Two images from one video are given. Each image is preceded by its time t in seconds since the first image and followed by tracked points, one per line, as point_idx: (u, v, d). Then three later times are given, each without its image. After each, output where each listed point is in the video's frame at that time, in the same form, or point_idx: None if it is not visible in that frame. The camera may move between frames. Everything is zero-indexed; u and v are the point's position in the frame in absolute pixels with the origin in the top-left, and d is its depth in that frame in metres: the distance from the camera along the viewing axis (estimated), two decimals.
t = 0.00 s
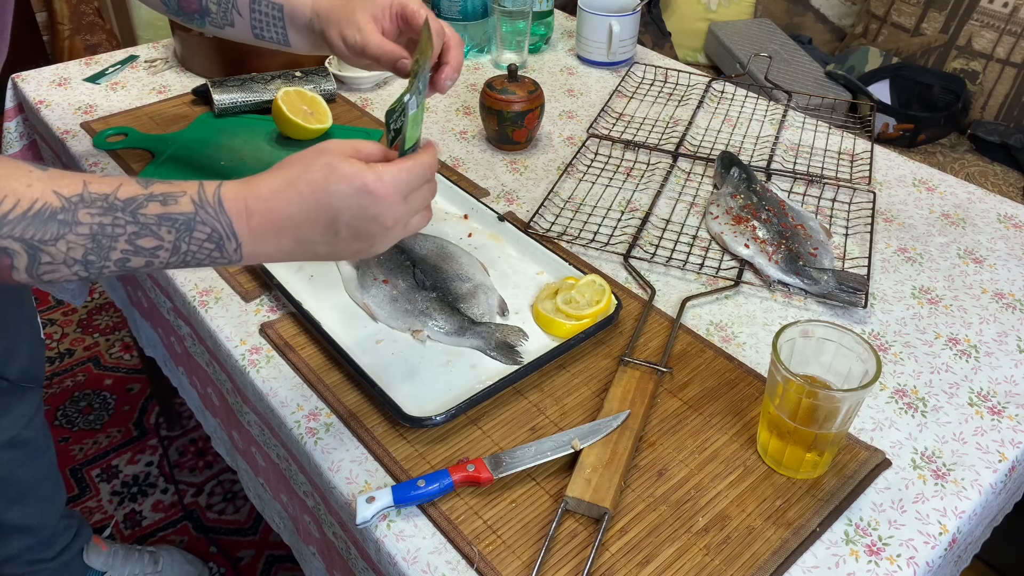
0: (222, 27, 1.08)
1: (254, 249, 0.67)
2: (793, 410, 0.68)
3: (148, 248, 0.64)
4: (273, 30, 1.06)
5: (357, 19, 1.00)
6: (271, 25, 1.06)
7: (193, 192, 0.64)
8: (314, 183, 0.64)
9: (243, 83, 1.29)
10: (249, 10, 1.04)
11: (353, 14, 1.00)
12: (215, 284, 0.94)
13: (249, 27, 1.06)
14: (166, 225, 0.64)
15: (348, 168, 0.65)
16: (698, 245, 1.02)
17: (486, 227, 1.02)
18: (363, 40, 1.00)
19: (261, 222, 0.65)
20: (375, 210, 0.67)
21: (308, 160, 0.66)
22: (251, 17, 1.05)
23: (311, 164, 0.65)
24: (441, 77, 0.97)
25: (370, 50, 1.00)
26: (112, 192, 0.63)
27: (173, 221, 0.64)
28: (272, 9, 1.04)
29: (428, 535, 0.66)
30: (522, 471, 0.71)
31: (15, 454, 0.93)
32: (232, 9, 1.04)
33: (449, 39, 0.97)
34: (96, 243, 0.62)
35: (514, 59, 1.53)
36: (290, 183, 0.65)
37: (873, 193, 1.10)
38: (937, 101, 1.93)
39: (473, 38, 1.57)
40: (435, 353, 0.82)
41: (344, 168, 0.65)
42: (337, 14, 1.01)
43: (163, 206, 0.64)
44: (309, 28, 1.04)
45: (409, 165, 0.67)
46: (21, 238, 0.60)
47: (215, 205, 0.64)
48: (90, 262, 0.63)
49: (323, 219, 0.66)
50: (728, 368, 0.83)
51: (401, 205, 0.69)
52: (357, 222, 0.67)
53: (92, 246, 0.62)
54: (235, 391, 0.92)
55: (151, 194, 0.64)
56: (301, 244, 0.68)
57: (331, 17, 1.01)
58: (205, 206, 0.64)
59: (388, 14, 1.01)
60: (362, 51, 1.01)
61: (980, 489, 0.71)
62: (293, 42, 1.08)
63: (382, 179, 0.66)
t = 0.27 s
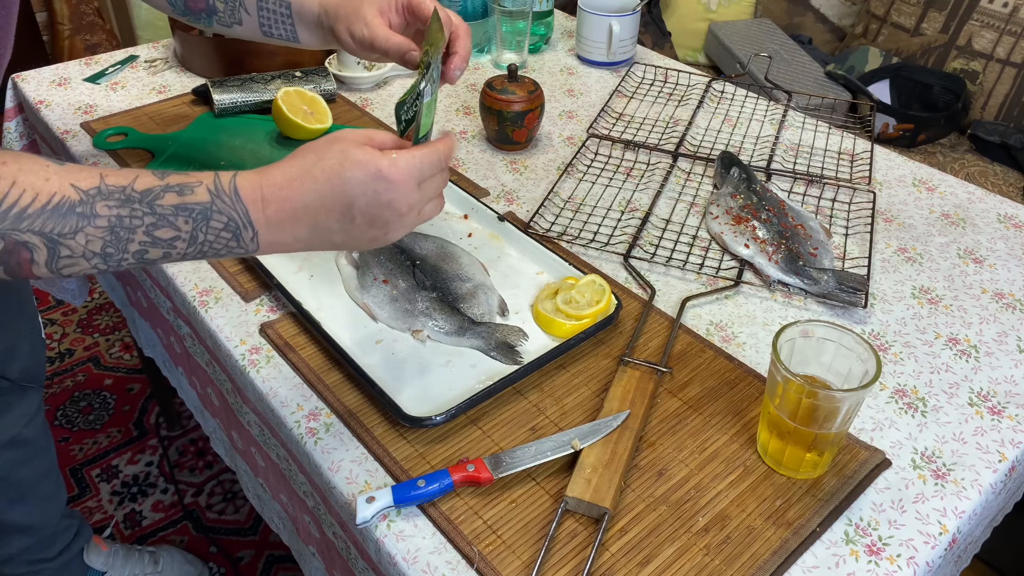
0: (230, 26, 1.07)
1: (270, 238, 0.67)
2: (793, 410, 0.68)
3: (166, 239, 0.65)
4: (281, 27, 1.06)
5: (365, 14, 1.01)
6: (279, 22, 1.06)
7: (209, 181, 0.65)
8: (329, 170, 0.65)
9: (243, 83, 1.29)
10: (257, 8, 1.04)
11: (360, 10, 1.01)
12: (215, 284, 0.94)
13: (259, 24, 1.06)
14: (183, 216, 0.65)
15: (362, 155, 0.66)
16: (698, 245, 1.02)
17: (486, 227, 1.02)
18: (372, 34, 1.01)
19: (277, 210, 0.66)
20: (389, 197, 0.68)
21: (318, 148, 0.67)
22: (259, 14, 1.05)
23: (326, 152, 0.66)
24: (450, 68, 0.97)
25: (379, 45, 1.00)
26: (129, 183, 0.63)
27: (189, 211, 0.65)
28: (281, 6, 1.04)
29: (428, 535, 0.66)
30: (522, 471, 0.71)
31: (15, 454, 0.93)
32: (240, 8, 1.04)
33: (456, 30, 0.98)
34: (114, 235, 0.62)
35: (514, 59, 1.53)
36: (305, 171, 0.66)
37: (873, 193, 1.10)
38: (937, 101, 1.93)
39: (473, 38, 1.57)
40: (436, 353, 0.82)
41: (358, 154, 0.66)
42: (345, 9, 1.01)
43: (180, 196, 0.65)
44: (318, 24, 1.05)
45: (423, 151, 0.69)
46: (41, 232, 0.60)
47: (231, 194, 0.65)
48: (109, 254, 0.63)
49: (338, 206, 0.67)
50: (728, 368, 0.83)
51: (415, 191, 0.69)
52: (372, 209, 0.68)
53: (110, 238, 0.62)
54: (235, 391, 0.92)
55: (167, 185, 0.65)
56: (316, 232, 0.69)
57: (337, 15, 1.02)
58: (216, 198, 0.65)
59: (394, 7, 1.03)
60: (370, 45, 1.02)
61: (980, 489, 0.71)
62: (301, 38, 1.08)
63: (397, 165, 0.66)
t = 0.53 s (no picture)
0: (235, 35, 1.07)
1: (270, 244, 0.68)
2: (793, 410, 0.68)
3: (166, 245, 0.65)
4: (288, 39, 1.06)
5: (364, 42, 0.99)
6: (285, 35, 1.05)
7: (209, 189, 0.65)
8: (329, 179, 0.65)
9: (243, 83, 1.29)
10: (263, 20, 1.04)
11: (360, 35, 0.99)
12: (215, 284, 0.94)
13: (264, 35, 1.06)
14: (182, 224, 0.64)
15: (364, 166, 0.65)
16: (698, 245, 1.02)
17: (486, 227, 1.02)
18: (370, 62, 1.00)
19: (278, 218, 0.66)
20: (389, 204, 0.68)
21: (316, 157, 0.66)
22: (265, 26, 1.05)
23: (325, 160, 0.66)
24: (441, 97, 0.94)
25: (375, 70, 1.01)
26: (129, 190, 0.63)
27: (189, 220, 0.64)
28: (287, 20, 1.03)
29: (428, 535, 0.66)
30: (522, 471, 0.71)
31: (15, 454, 0.93)
32: (246, 18, 1.04)
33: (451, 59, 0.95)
34: (114, 242, 0.63)
35: (514, 59, 1.53)
36: (305, 179, 0.65)
37: (873, 193, 1.10)
38: (937, 101, 1.93)
39: (473, 38, 1.57)
40: (435, 353, 0.82)
41: (359, 163, 0.65)
42: (347, 33, 1.00)
43: (179, 204, 0.64)
44: (322, 40, 1.05)
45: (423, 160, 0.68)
46: (42, 239, 0.60)
47: (231, 203, 0.65)
48: (109, 259, 0.64)
49: (339, 215, 0.67)
50: (728, 368, 0.83)
51: (414, 198, 0.69)
52: (371, 216, 0.68)
53: (110, 244, 0.63)
54: (235, 391, 0.92)
55: (166, 193, 0.64)
56: (316, 238, 0.69)
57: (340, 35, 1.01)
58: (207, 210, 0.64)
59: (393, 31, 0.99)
60: (369, 71, 1.02)
61: (980, 489, 0.71)
62: (307, 50, 1.07)
63: (398, 175, 0.66)
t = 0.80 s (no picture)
0: (249, 37, 1.07)
1: (274, 254, 0.67)
2: (793, 410, 0.68)
3: (171, 254, 0.65)
4: (301, 42, 1.04)
5: (377, 47, 0.98)
6: (298, 38, 1.04)
7: (215, 199, 0.65)
8: (334, 193, 0.64)
9: (242, 83, 1.29)
10: (275, 23, 1.03)
11: (373, 39, 0.98)
12: (215, 284, 0.94)
13: (278, 37, 1.05)
14: (188, 234, 0.64)
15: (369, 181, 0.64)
16: (698, 245, 1.02)
17: (486, 227, 1.02)
18: (386, 67, 0.99)
19: (282, 229, 0.65)
20: (393, 218, 0.67)
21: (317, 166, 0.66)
22: (278, 29, 1.04)
23: (331, 173, 0.65)
24: (454, 97, 0.90)
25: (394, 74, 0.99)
26: (136, 199, 0.63)
27: (195, 229, 0.64)
28: (299, 24, 1.02)
29: (428, 535, 0.66)
30: (522, 471, 0.71)
31: (15, 454, 0.93)
32: (258, 21, 1.03)
33: (463, 57, 0.90)
34: (120, 249, 0.63)
35: (514, 59, 1.53)
36: (311, 191, 0.65)
37: (873, 193, 1.10)
38: (937, 101, 1.93)
39: (473, 38, 1.56)
40: (436, 353, 0.82)
41: (364, 178, 0.64)
42: (359, 38, 0.99)
43: (186, 214, 0.64)
44: (336, 44, 1.03)
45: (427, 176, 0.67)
46: (47, 245, 0.60)
47: (238, 213, 0.65)
48: (115, 267, 0.64)
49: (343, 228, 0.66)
50: (729, 369, 0.83)
51: (418, 212, 0.69)
52: (375, 230, 0.68)
53: (115, 252, 0.63)
54: (235, 391, 0.92)
55: (173, 202, 0.64)
56: (319, 249, 0.68)
57: (352, 41, 1.00)
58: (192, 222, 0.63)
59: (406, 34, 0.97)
60: (387, 75, 1.00)
61: (980, 489, 0.71)
62: (322, 52, 1.06)
63: (402, 191, 0.66)
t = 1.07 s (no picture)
0: (263, 43, 1.06)
1: (293, 255, 0.67)
2: (793, 410, 0.68)
3: (192, 254, 0.64)
4: (316, 48, 1.05)
5: (400, 52, 0.96)
6: (315, 44, 1.04)
7: (236, 198, 0.65)
8: (353, 194, 0.64)
9: (242, 83, 1.28)
10: (290, 29, 1.03)
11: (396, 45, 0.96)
12: (215, 284, 0.94)
13: (292, 44, 1.05)
14: (209, 233, 0.64)
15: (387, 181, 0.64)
16: (698, 245, 1.02)
17: (486, 227, 1.01)
18: (409, 72, 0.97)
19: (302, 229, 0.65)
20: (412, 222, 0.66)
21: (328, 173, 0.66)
22: (293, 35, 1.04)
23: (352, 173, 0.64)
24: (478, 101, 0.89)
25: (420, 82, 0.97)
26: (156, 199, 0.63)
27: (217, 228, 0.64)
28: (315, 30, 1.02)
29: (428, 535, 0.66)
30: (522, 471, 0.71)
31: (15, 454, 0.93)
32: (273, 27, 1.03)
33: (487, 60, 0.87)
34: (141, 250, 0.63)
35: (514, 59, 1.53)
36: (330, 191, 0.64)
37: (873, 193, 1.10)
38: (937, 101, 1.93)
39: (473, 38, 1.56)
40: (436, 352, 0.82)
41: (384, 179, 0.64)
42: (380, 45, 0.98)
43: (206, 213, 0.64)
44: (353, 51, 1.03)
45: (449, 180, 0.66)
46: (68, 245, 0.60)
47: (258, 212, 0.65)
48: (135, 267, 0.63)
49: (360, 230, 0.66)
50: (729, 369, 0.83)
51: (438, 215, 0.67)
52: (395, 232, 0.67)
53: (136, 252, 0.62)
54: (235, 391, 0.92)
55: (193, 202, 0.64)
56: (339, 250, 0.68)
57: (373, 47, 0.99)
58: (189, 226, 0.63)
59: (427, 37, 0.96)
60: (410, 81, 0.98)
61: (980, 489, 0.71)
62: (337, 59, 1.06)
63: (422, 193, 0.64)
